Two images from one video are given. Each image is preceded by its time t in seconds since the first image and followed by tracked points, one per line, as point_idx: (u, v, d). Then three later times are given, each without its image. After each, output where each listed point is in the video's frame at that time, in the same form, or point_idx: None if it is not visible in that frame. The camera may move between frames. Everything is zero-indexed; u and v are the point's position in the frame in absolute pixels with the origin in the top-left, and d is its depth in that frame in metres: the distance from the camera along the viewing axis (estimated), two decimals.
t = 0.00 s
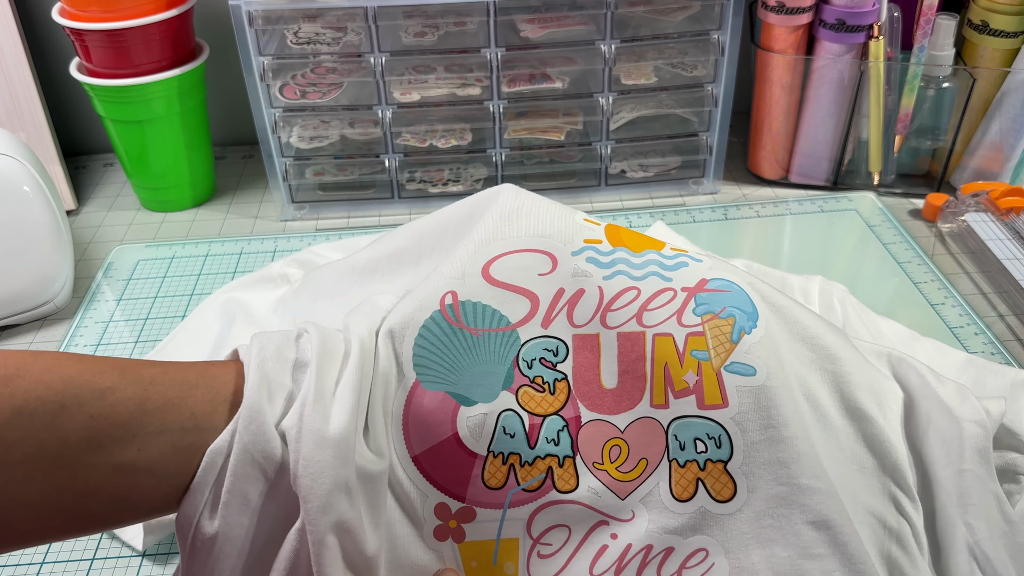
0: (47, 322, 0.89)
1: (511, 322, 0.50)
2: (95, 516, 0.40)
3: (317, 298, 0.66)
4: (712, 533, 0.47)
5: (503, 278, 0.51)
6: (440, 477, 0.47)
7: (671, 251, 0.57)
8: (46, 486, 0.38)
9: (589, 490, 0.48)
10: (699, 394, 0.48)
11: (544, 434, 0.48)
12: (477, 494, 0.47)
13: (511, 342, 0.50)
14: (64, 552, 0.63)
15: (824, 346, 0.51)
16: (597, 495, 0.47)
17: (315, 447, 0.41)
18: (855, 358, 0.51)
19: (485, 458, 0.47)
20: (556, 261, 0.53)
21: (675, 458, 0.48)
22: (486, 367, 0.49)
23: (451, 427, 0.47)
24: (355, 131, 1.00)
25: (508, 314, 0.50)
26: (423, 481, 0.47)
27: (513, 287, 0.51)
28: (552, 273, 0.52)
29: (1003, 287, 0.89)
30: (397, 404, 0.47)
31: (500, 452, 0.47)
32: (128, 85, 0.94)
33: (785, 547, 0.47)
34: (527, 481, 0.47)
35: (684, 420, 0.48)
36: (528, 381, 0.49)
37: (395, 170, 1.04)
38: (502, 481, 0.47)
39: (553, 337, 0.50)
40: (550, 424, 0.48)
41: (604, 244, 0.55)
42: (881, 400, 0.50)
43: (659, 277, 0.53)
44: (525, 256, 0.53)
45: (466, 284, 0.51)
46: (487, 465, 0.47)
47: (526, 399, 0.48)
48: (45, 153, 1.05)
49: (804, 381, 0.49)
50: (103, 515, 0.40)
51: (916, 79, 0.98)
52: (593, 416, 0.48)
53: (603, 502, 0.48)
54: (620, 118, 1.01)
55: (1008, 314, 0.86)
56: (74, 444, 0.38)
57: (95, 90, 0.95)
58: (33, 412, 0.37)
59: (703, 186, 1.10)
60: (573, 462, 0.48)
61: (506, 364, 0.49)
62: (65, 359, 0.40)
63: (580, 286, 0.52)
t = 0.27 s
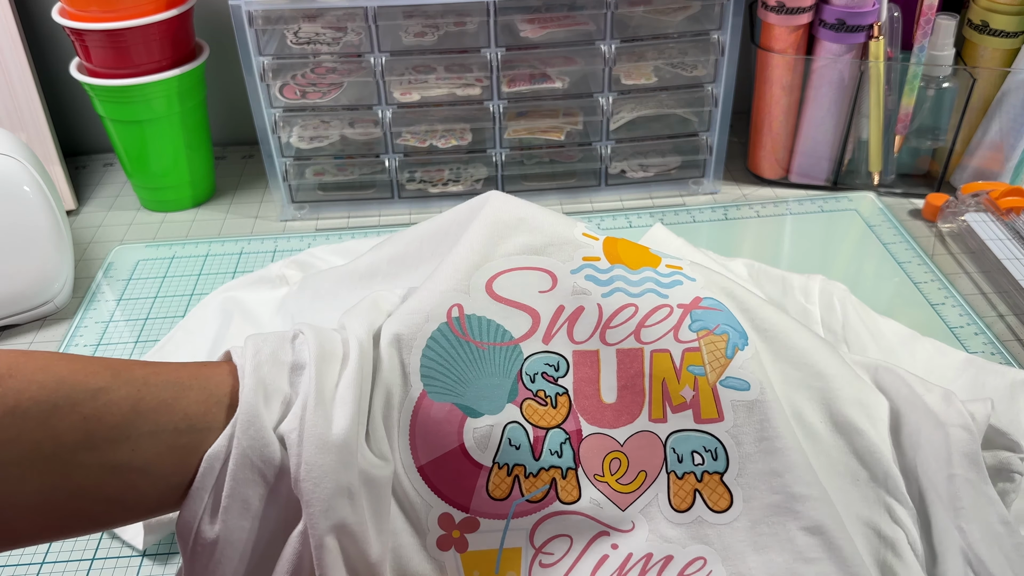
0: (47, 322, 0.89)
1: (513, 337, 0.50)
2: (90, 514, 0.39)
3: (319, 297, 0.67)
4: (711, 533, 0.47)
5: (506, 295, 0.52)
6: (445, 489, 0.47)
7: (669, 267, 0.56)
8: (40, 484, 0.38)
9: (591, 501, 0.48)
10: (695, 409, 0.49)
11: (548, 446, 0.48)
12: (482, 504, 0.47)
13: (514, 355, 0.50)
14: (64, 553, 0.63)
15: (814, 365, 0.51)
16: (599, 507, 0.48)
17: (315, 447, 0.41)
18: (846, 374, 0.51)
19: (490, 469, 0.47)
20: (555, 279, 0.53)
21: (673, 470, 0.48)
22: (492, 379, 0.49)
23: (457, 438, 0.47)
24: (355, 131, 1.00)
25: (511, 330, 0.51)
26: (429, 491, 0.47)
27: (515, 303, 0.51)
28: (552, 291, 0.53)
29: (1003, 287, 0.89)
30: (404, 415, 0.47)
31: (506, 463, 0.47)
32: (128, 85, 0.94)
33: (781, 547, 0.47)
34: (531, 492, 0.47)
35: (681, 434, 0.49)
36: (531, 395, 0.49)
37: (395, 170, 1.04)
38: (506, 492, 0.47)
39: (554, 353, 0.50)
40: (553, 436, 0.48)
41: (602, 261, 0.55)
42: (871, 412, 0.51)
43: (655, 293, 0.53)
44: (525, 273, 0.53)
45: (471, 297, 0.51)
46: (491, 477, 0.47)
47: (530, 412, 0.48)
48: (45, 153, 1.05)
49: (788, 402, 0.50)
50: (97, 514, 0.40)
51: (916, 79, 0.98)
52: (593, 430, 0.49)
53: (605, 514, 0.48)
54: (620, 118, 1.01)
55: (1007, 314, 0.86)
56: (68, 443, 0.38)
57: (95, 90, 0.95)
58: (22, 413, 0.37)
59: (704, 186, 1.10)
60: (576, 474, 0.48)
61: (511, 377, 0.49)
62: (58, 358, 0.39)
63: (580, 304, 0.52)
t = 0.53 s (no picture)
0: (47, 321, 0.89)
1: (516, 326, 0.50)
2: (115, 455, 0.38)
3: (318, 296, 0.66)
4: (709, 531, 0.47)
5: (509, 286, 0.51)
6: (447, 471, 0.47)
7: (669, 253, 0.55)
8: (55, 434, 0.36)
9: (588, 483, 0.49)
10: (691, 394, 0.50)
11: (547, 429, 0.48)
12: (481, 486, 0.48)
13: (516, 343, 0.50)
14: (64, 552, 0.63)
15: (805, 357, 0.51)
16: (595, 489, 0.49)
17: (318, 432, 0.42)
18: (837, 368, 0.52)
19: (490, 450, 0.48)
20: (557, 275, 0.52)
21: (670, 452, 0.49)
22: (494, 365, 0.49)
23: (458, 419, 0.48)
24: (356, 131, 1.00)
25: (513, 318, 0.50)
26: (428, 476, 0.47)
27: (517, 294, 0.51)
28: (554, 285, 0.52)
29: (1002, 287, 0.90)
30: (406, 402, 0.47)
31: (506, 444, 0.48)
32: (128, 85, 0.94)
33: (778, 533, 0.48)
34: (531, 472, 0.48)
35: (677, 419, 0.50)
36: (532, 381, 0.49)
37: (395, 170, 1.04)
38: (506, 473, 0.48)
39: (555, 343, 0.50)
40: (552, 421, 0.49)
41: (602, 257, 0.53)
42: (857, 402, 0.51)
43: (653, 285, 0.52)
44: (529, 265, 0.52)
45: (476, 285, 0.50)
46: (492, 457, 0.48)
47: (531, 397, 0.49)
48: (45, 153, 1.05)
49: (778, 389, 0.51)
50: (117, 456, 0.38)
51: (916, 79, 0.98)
52: (592, 416, 0.49)
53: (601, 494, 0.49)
54: (620, 118, 1.01)
55: (1007, 314, 0.86)
56: (80, 388, 0.36)
57: (95, 91, 0.96)
58: (40, 358, 0.35)
59: (704, 186, 1.10)
60: (574, 457, 0.49)
61: (512, 364, 0.49)
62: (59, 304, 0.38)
63: (581, 297, 0.52)
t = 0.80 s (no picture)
0: (47, 322, 0.89)
1: (531, 399, 0.61)
2: None
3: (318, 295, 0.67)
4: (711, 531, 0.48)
5: (530, 367, 0.62)
6: (461, 509, 0.56)
7: (666, 328, 0.64)
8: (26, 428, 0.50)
9: (594, 522, 0.56)
10: (691, 450, 0.57)
11: (555, 475, 0.58)
12: (492, 523, 0.56)
13: (530, 413, 0.61)
14: (65, 552, 0.63)
15: (819, 381, 0.56)
16: (601, 527, 0.55)
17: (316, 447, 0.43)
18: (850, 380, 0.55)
19: (501, 492, 0.57)
20: (572, 359, 0.64)
21: (670, 499, 0.56)
22: (508, 427, 0.60)
23: (473, 465, 0.57)
24: (356, 131, 1.00)
25: (529, 392, 0.62)
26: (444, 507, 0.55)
27: (537, 373, 0.62)
28: (569, 367, 0.64)
29: (1002, 287, 0.90)
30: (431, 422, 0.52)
31: (516, 487, 0.57)
32: (128, 85, 0.94)
33: (773, 553, 0.51)
34: (539, 512, 0.56)
35: (678, 472, 0.57)
36: (543, 439, 0.59)
37: (395, 170, 1.04)
38: (515, 513, 0.56)
39: (567, 411, 0.61)
40: (560, 469, 0.58)
41: (612, 344, 0.65)
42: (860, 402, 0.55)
43: (654, 359, 0.62)
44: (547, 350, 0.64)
45: (496, 365, 0.62)
46: (503, 499, 0.56)
47: (541, 450, 0.59)
48: (45, 153, 1.05)
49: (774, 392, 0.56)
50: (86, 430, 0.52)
51: (916, 79, 0.98)
52: (598, 468, 0.58)
53: (606, 532, 0.55)
54: (620, 118, 1.01)
55: (1007, 314, 0.86)
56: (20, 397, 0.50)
57: (95, 91, 0.96)
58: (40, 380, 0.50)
59: (704, 186, 1.10)
60: (581, 499, 0.57)
61: (525, 425, 0.60)
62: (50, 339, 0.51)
63: (592, 377, 0.63)
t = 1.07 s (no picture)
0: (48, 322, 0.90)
1: (530, 416, 0.65)
2: None
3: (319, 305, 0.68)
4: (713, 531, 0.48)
5: (529, 389, 0.67)
6: (460, 514, 0.58)
7: (664, 351, 0.69)
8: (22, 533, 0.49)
9: (592, 522, 0.58)
10: (690, 468, 0.61)
11: (554, 482, 0.60)
12: (490, 527, 0.57)
13: (530, 427, 0.64)
14: (65, 552, 0.63)
15: (814, 387, 0.59)
16: (600, 527, 0.57)
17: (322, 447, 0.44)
18: (845, 386, 0.59)
19: (501, 497, 0.59)
20: (572, 378, 0.68)
21: (671, 508, 0.59)
22: (508, 441, 0.63)
23: (473, 474, 0.61)
24: (356, 132, 1.00)
25: (529, 410, 0.66)
26: (444, 513, 0.58)
27: (536, 394, 0.67)
28: (569, 386, 0.67)
29: (1002, 287, 0.90)
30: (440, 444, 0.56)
31: (514, 493, 0.60)
32: (129, 85, 0.94)
33: (774, 563, 0.53)
34: (537, 516, 0.58)
35: (677, 485, 0.60)
36: (542, 450, 0.63)
37: (396, 170, 1.04)
38: (514, 517, 0.58)
39: (567, 424, 0.65)
40: (560, 476, 0.61)
41: (612, 368, 0.69)
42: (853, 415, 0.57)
43: (654, 384, 0.67)
44: (546, 375, 0.68)
45: (496, 391, 0.67)
46: (501, 504, 0.59)
47: (540, 460, 0.62)
48: (45, 153, 1.05)
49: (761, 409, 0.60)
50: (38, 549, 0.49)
51: (916, 79, 0.98)
52: (598, 476, 0.61)
53: (606, 533, 0.57)
54: (620, 118, 1.01)
55: (1007, 314, 0.86)
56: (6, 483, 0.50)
57: (96, 90, 0.96)
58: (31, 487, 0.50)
59: (703, 186, 1.10)
60: (579, 502, 0.59)
61: (524, 439, 0.63)
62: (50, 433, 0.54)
63: (592, 395, 0.67)
